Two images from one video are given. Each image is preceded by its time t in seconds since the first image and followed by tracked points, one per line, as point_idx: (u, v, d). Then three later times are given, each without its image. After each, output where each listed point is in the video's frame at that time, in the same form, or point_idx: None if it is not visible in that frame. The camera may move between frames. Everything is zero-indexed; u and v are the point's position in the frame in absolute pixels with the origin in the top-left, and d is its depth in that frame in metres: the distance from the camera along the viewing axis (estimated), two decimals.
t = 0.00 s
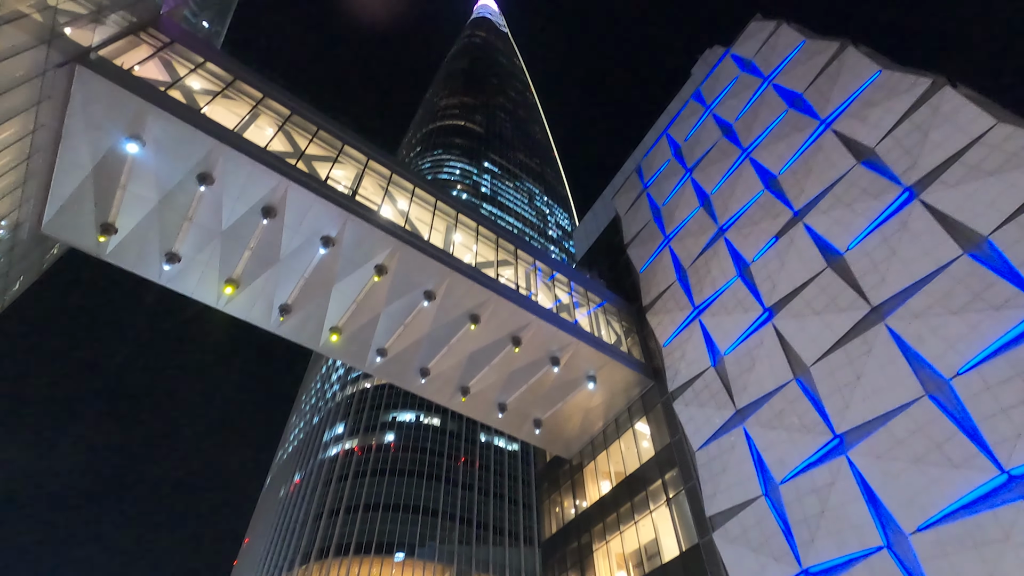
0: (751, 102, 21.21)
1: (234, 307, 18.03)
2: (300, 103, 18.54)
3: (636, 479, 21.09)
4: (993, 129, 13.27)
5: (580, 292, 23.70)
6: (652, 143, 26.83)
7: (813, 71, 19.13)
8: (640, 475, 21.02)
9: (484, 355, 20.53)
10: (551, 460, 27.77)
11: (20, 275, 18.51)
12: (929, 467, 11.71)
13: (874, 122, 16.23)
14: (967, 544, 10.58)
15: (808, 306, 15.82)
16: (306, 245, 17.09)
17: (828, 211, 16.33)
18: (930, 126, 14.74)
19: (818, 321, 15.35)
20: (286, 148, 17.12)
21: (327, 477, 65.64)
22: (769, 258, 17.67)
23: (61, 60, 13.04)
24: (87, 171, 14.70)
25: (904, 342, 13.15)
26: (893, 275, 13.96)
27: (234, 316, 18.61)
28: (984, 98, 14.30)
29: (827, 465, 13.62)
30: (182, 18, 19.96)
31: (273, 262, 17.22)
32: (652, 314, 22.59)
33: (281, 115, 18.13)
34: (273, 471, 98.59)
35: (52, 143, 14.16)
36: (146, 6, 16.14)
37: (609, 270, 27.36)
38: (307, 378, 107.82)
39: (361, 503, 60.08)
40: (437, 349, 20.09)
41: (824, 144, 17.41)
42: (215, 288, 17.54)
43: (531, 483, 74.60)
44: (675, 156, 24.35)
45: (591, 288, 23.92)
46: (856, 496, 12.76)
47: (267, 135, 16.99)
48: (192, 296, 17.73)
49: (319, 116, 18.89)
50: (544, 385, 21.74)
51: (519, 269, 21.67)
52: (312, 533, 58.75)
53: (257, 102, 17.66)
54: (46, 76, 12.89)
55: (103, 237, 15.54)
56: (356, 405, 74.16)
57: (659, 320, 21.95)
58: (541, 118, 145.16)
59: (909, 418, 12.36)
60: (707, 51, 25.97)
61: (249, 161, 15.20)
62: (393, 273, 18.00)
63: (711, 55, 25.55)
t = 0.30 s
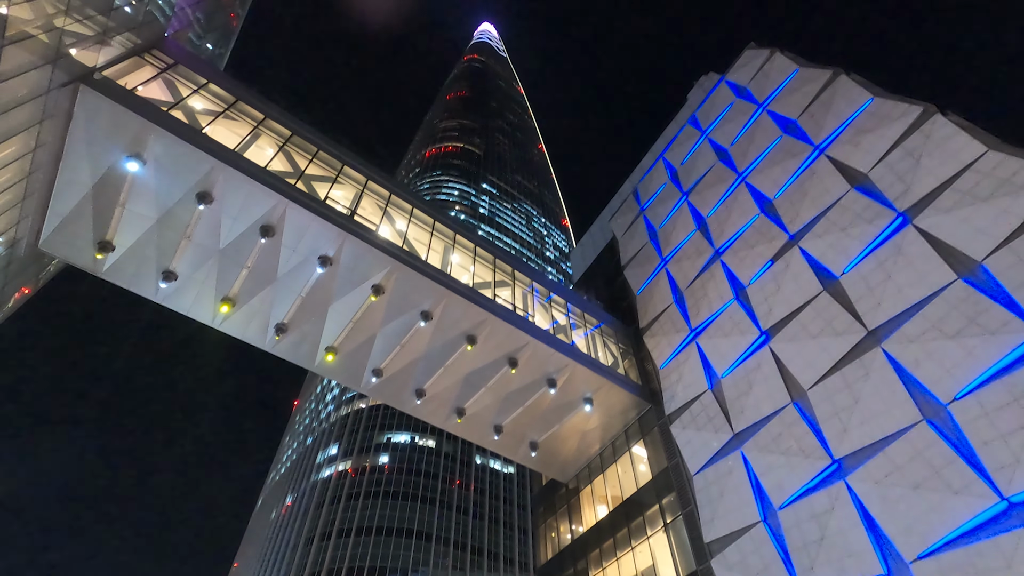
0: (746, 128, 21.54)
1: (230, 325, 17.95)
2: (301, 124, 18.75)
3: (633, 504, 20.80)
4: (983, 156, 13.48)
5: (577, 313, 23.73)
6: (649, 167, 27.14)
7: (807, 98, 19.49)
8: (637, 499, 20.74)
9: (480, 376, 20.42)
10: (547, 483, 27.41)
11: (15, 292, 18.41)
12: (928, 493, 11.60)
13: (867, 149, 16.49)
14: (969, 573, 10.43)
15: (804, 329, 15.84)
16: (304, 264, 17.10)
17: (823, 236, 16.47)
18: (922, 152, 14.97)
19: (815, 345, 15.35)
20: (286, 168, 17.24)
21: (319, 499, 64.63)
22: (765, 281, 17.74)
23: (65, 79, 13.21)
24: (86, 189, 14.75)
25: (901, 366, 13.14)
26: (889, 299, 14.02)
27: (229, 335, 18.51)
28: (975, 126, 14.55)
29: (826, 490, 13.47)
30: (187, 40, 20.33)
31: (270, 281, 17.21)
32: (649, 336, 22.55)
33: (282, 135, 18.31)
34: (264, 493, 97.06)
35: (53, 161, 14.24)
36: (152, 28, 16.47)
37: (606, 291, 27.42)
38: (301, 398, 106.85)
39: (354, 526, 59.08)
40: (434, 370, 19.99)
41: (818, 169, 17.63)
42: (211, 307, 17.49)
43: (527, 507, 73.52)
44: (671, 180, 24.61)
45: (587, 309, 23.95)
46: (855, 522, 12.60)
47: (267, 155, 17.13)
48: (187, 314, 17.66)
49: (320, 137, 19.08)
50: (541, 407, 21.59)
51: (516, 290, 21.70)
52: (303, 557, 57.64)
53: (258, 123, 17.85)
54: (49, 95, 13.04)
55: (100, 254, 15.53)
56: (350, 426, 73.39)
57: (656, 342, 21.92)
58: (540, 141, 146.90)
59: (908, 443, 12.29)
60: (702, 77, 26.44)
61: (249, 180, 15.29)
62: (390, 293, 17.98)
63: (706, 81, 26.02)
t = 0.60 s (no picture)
0: (744, 147, 21.73)
1: (226, 334, 17.88)
2: (303, 135, 18.87)
3: (629, 521, 20.58)
4: (978, 179, 13.62)
5: (575, 328, 23.70)
6: (647, 184, 27.31)
7: (805, 118, 19.70)
8: (632, 517, 20.53)
9: (476, 390, 20.32)
10: (542, 499, 27.11)
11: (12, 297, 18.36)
12: (926, 515, 11.52)
13: (864, 169, 16.63)
14: None
15: (802, 348, 15.84)
16: (302, 275, 17.09)
17: (820, 254, 16.54)
18: (918, 174, 15.10)
19: (812, 363, 15.34)
20: (287, 178, 17.30)
21: (311, 512, 63.91)
22: (762, 299, 17.77)
23: (69, 87, 13.31)
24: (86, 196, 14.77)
25: (898, 386, 13.12)
26: (886, 319, 14.05)
27: (225, 344, 18.42)
28: (970, 149, 14.71)
29: (823, 510, 13.35)
30: (191, 51, 20.52)
31: (268, 290, 17.19)
32: (646, 352, 22.51)
33: (283, 146, 18.42)
34: (256, 505, 95.93)
35: (54, 168, 14.28)
36: (157, 39, 16.66)
37: (604, 306, 27.42)
38: (296, 409, 106.10)
39: (346, 540, 58.37)
40: (430, 383, 19.89)
41: (816, 189, 17.77)
42: (207, 315, 17.42)
43: (521, 523, 72.72)
44: (670, 197, 24.76)
45: (585, 324, 23.94)
46: (852, 544, 12.47)
47: (268, 165, 17.20)
48: (184, 323, 17.59)
49: (321, 148, 19.20)
50: (537, 422, 21.46)
51: (513, 304, 21.69)
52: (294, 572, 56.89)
53: (260, 133, 17.95)
54: (53, 102, 13.12)
55: (98, 261, 15.51)
56: (345, 438, 72.81)
57: (654, 359, 21.87)
58: (540, 156, 147.90)
59: (905, 464, 12.23)
60: (701, 96, 26.73)
61: (249, 190, 15.34)
62: (388, 305, 17.95)
63: (705, 100, 26.31)
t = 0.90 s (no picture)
0: (743, 166, 21.90)
1: (223, 344, 17.81)
2: (305, 147, 19.00)
3: (625, 540, 20.33)
4: (976, 202, 13.71)
5: (573, 343, 23.65)
6: (647, 201, 27.46)
7: (804, 139, 19.87)
8: (629, 535, 20.28)
9: (473, 404, 20.21)
10: (537, 516, 26.78)
11: (10, 303, 18.33)
12: (925, 538, 11.39)
13: (862, 190, 16.75)
14: None
15: (800, 367, 15.81)
16: (301, 285, 17.09)
17: (819, 274, 16.58)
18: (916, 196, 15.21)
19: (811, 383, 15.29)
20: (288, 189, 17.38)
21: (304, 525, 63.16)
22: (761, 318, 17.77)
23: (76, 95, 13.47)
24: (88, 203, 14.81)
25: (897, 408, 13.07)
26: (884, 340, 14.04)
27: (221, 354, 18.34)
28: (968, 172, 14.84)
29: (821, 533, 13.20)
30: (198, 62, 20.73)
31: (267, 301, 17.16)
32: (644, 369, 22.44)
33: (286, 157, 18.54)
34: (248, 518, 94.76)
35: (57, 175, 14.34)
36: (165, 49, 16.83)
37: (603, 322, 27.41)
38: (291, 420, 105.33)
39: (338, 555, 57.60)
40: (427, 396, 19.79)
41: (814, 209, 17.87)
42: (205, 325, 17.37)
43: (516, 541, 71.84)
44: (669, 214, 24.89)
45: (583, 339, 23.91)
46: (851, 567, 12.30)
47: (270, 176, 17.29)
48: (181, 332, 17.53)
49: (324, 160, 19.32)
50: (534, 437, 21.31)
51: (512, 318, 21.68)
52: None
53: (263, 144, 18.08)
54: (59, 110, 13.26)
55: (97, 268, 15.49)
56: (339, 451, 72.21)
57: (652, 376, 21.80)
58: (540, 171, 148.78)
59: (904, 487, 12.14)
60: (701, 115, 27.00)
61: (251, 200, 15.40)
62: (387, 317, 17.92)
63: (705, 119, 26.56)
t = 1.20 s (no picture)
0: (742, 184, 22.06)
1: (220, 357, 17.74)
2: (307, 161, 19.12)
3: (623, 560, 20.04)
4: (973, 223, 13.80)
5: (572, 359, 23.58)
6: (647, 218, 27.59)
7: (802, 158, 20.04)
8: (626, 555, 20.00)
9: (471, 420, 20.09)
10: (534, 535, 26.41)
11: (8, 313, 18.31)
12: (926, 561, 11.26)
13: (860, 210, 16.85)
14: None
15: (799, 385, 15.76)
16: (300, 298, 17.08)
17: (817, 292, 16.62)
18: (914, 216, 15.31)
19: (810, 402, 15.23)
20: (289, 203, 17.45)
21: (297, 542, 62.29)
22: (760, 335, 17.75)
23: (80, 108, 13.58)
24: (89, 215, 14.86)
25: (897, 428, 13.01)
26: (883, 359, 14.02)
27: (218, 366, 18.26)
28: (964, 193, 14.96)
29: (822, 554, 13.03)
30: (202, 76, 20.96)
31: (265, 313, 17.14)
32: (643, 386, 22.35)
33: (288, 171, 18.65)
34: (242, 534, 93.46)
35: (59, 186, 14.43)
36: (170, 64, 17.02)
37: (601, 339, 27.35)
38: (287, 434, 104.45)
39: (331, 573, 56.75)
40: (424, 411, 19.68)
41: (813, 227, 17.96)
42: (203, 337, 17.32)
43: (513, 559, 70.82)
44: (668, 231, 24.99)
45: (582, 355, 23.84)
46: None
47: (272, 189, 17.37)
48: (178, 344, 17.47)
49: (325, 174, 19.43)
50: (531, 454, 21.13)
51: (511, 334, 21.64)
52: None
53: (265, 158, 18.19)
54: (63, 123, 13.35)
55: (96, 279, 15.48)
56: (335, 466, 71.52)
57: (651, 393, 21.70)
58: (540, 187, 149.63)
59: (905, 508, 12.04)
60: (700, 134, 27.24)
61: (252, 213, 15.46)
62: (385, 331, 17.88)
63: (704, 138, 26.80)
